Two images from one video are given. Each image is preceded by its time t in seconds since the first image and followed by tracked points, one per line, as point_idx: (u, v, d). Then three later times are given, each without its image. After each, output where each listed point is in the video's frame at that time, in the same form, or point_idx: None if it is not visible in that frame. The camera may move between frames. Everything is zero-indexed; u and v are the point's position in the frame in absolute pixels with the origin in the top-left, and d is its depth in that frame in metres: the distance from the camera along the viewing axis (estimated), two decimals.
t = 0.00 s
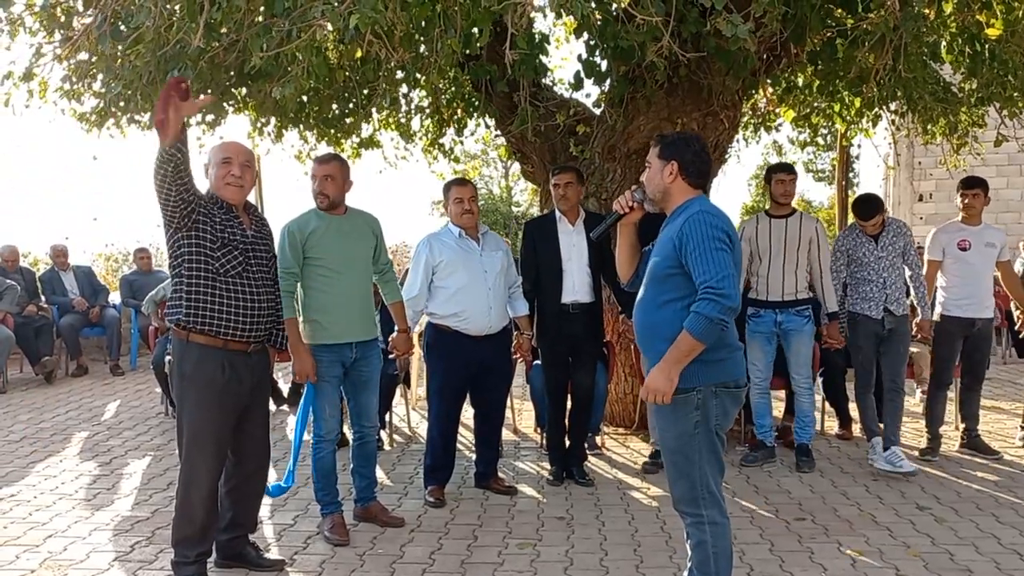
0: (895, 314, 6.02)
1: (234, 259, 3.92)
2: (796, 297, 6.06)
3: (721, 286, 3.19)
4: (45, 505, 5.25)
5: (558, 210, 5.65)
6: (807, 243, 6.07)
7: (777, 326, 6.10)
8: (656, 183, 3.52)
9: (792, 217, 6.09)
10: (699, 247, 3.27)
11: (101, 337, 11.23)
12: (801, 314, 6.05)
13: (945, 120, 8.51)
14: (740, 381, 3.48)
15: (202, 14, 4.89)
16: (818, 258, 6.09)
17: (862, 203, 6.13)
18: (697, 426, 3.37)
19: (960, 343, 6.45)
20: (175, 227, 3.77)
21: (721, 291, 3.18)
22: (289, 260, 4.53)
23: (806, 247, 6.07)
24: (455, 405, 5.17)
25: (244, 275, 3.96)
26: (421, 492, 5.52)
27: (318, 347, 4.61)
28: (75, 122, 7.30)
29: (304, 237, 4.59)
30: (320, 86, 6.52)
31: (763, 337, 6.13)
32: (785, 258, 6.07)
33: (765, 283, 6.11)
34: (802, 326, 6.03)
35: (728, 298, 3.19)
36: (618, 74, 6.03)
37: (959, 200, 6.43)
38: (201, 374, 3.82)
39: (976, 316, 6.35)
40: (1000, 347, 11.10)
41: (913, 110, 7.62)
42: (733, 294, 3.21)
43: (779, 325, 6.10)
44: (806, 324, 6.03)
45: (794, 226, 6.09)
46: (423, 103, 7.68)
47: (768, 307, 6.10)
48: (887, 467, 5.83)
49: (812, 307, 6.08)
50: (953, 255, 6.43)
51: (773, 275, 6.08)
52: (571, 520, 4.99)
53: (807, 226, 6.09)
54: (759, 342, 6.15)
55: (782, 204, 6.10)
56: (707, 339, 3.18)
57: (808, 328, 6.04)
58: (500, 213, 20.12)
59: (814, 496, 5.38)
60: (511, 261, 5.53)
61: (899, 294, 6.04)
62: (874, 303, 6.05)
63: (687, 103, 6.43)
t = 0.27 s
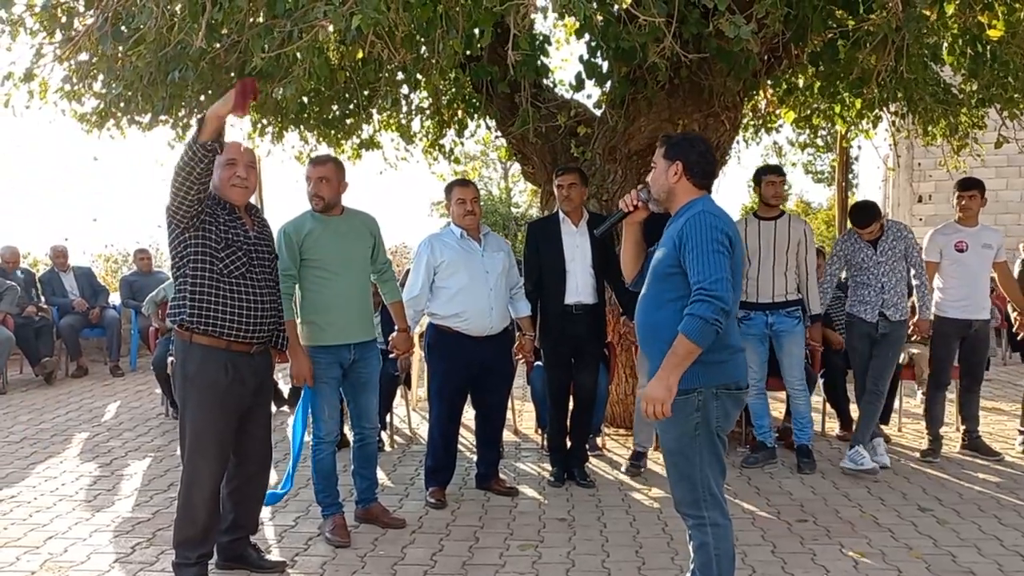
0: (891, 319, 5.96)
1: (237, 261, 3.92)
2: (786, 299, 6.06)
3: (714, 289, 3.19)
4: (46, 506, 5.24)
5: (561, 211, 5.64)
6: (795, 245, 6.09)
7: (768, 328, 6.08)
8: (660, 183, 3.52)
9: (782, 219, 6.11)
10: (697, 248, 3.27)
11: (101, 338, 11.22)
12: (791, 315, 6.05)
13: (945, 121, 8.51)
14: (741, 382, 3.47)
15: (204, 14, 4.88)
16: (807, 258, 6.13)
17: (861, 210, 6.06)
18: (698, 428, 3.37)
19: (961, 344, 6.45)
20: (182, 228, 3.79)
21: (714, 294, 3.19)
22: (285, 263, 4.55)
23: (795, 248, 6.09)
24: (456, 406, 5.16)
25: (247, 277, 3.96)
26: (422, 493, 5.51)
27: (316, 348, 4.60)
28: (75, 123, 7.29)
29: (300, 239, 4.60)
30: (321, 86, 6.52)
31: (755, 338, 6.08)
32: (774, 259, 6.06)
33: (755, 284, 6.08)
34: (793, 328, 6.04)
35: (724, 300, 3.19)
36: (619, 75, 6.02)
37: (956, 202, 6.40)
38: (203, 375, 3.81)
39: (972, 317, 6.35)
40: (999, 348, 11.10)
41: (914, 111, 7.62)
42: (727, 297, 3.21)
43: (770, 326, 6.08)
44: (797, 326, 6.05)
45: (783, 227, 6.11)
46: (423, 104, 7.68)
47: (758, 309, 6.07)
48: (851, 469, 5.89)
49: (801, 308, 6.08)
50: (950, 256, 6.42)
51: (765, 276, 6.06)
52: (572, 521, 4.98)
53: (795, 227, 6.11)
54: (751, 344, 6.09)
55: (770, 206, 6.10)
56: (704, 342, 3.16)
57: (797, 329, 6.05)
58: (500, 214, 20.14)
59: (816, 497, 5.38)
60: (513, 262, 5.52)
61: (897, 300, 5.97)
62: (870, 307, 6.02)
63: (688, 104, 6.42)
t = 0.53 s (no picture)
0: (885, 325, 5.86)
1: (238, 262, 3.89)
2: (777, 300, 6.03)
3: (713, 291, 3.17)
4: (41, 508, 5.21)
5: (563, 213, 5.61)
6: (784, 246, 6.06)
7: (761, 330, 6.03)
8: (661, 183, 3.49)
9: (771, 221, 6.08)
10: (696, 249, 3.24)
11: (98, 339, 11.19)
12: (783, 316, 6.02)
13: (945, 123, 8.49)
14: (742, 384, 3.45)
15: (202, 13, 4.85)
16: (796, 259, 6.10)
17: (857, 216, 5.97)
18: (699, 430, 3.34)
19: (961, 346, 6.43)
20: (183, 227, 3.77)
21: (712, 296, 3.17)
22: (281, 263, 4.52)
23: (784, 250, 6.06)
24: (454, 409, 5.14)
25: (248, 278, 3.93)
26: (420, 495, 5.48)
27: (314, 349, 4.58)
28: (72, 123, 7.26)
29: (295, 240, 4.57)
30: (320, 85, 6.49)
31: (748, 341, 6.04)
32: (764, 261, 6.03)
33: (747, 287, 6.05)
34: (784, 329, 6.01)
35: (722, 304, 3.17)
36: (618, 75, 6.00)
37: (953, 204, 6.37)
38: (201, 376, 3.78)
39: (971, 320, 6.34)
40: (998, 350, 11.08)
41: (914, 112, 7.60)
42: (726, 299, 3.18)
43: (762, 329, 6.03)
44: (789, 327, 6.01)
45: (772, 229, 6.08)
46: (422, 104, 7.65)
47: (750, 311, 6.03)
48: (849, 474, 5.88)
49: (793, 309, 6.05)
50: (949, 259, 6.39)
51: (759, 278, 6.03)
52: (571, 524, 4.95)
53: (784, 228, 6.08)
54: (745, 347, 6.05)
55: (760, 208, 6.08)
56: (704, 347, 3.14)
57: (789, 330, 6.02)
58: (498, 215, 20.17)
59: (815, 500, 5.36)
60: (511, 263, 5.49)
61: (889, 306, 5.87)
62: (863, 313, 5.93)
63: (688, 105, 6.40)
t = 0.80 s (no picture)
0: (874, 326, 5.83)
1: (234, 260, 3.85)
2: (773, 300, 5.97)
3: (701, 298, 3.12)
4: (33, 509, 5.16)
5: (561, 212, 5.56)
6: (778, 246, 6.02)
7: (756, 331, 5.98)
8: (661, 181, 3.44)
9: (764, 221, 6.02)
10: (691, 251, 3.19)
11: (94, 338, 11.13)
12: (779, 317, 5.95)
13: (946, 124, 8.45)
14: (743, 386, 3.40)
15: (197, 9, 4.80)
16: (791, 259, 6.04)
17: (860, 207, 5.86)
18: (699, 432, 3.29)
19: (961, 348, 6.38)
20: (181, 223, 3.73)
21: (700, 302, 3.12)
22: (278, 262, 4.45)
23: (779, 249, 6.01)
24: (450, 410, 5.09)
25: (244, 276, 3.89)
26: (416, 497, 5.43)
27: (309, 350, 4.53)
28: (67, 120, 7.21)
29: (293, 239, 4.50)
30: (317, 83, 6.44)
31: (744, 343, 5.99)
32: (760, 261, 5.97)
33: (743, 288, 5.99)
34: (781, 330, 5.94)
35: (709, 310, 3.12)
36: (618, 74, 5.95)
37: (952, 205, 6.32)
38: (195, 375, 3.72)
39: (971, 322, 6.28)
40: (998, 352, 11.04)
41: (914, 112, 7.55)
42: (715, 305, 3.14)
43: (758, 330, 5.98)
44: (784, 328, 5.95)
45: (766, 228, 6.03)
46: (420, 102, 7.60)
47: (746, 312, 5.97)
48: (848, 480, 5.82)
49: (788, 310, 5.99)
50: (947, 261, 6.33)
51: (754, 278, 5.97)
52: (568, 526, 4.90)
53: (778, 228, 6.04)
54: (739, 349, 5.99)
55: (755, 208, 6.03)
56: (686, 354, 3.11)
57: (785, 331, 5.95)
58: (497, 215, 20.13)
59: (815, 502, 5.31)
60: (509, 263, 5.44)
61: (879, 306, 5.84)
62: (851, 314, 5.92)
63: (688, 104, 6.36)
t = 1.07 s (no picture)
0: (868, 327, 5.71)
1: (224, 258, 3.78)
2: (770, 301, 5.90)
3: (691, 300, 3.06)
4: (22, 511, 5.09)
5: (554, 211, 5.47)
6: (775, 245, 5.95)
7: (753, 332, 5.91)
8: (662, 178, 3.35)
9: (761, 221, 5.96)
10: (687, 251, 3.12)
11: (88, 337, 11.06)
12: (775, 318, 5.88)
13: (946, 123, 8.38)
14: (744, 389, 3.33)
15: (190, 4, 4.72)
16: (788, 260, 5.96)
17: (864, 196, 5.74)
18: (699, 436, 3.23)
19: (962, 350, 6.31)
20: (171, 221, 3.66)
21: (690, 304, 3.05)
22: (274, 261, 4.37)
23: (775, 248, 5.95)
24: (444, 412, 5.02)
25: (235, 275, 3.82)
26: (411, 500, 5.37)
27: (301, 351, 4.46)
28: (60, 118, 7.13)
29: (291, 238, 4.42)
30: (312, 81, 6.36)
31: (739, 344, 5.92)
32: (757, 261, 5.92)
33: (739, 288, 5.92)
34: (777, 331, 5.87)
35: (701, 312, 3.05)
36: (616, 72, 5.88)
37: (950, 205, 6.26)
38: (184, 376, 3.65)
39: (970, 323, 6.21)
40: (998, 353, 10.98)
41: (915, 112, 7.49)
42: (706, 307, 3.07)
43: (754, 331, 5.90)
44: (780, 328, 5.87)
45: (763, 228, 5.96)
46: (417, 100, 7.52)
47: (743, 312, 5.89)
48: (848, 483, 5.76)
49: (785, 310, 5.92)
50: (946, 262, 6.27)
51: (751, 279, 5.91)
52: (564, 530, 4.83)
53: (774, 227, 5.97)
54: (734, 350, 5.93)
55: (752, 207, 5.96)
56: (668, 352, 3.07)
57: (781, 332, 5.88)
58: (495, 215, 20.06)
59: (814, 506, 5.24)
60: (504, 263, 5.37)
61: (872, 306, 5.71)
62: (845, 314, 5.77)
63: (686, 103, 6.29)
